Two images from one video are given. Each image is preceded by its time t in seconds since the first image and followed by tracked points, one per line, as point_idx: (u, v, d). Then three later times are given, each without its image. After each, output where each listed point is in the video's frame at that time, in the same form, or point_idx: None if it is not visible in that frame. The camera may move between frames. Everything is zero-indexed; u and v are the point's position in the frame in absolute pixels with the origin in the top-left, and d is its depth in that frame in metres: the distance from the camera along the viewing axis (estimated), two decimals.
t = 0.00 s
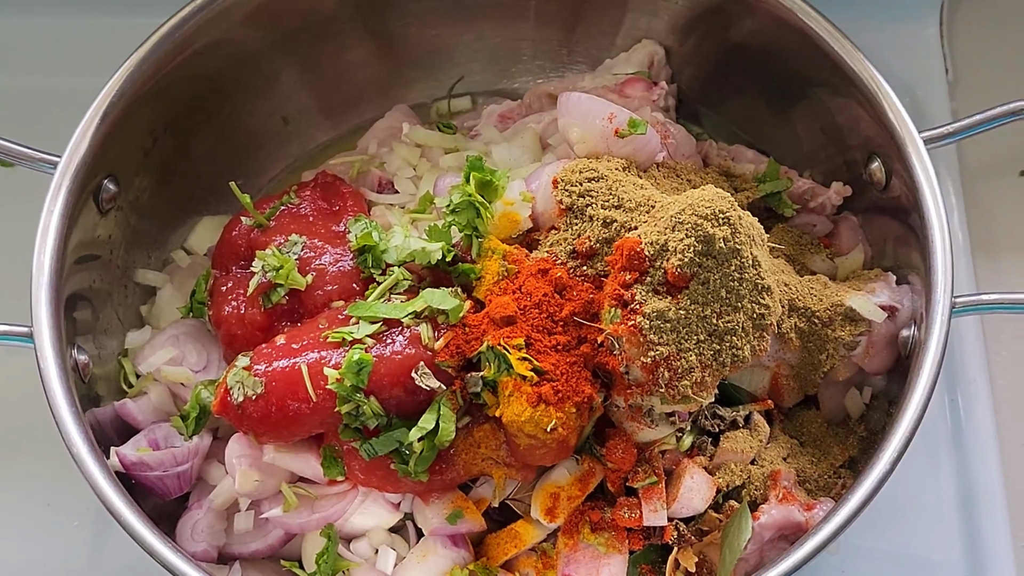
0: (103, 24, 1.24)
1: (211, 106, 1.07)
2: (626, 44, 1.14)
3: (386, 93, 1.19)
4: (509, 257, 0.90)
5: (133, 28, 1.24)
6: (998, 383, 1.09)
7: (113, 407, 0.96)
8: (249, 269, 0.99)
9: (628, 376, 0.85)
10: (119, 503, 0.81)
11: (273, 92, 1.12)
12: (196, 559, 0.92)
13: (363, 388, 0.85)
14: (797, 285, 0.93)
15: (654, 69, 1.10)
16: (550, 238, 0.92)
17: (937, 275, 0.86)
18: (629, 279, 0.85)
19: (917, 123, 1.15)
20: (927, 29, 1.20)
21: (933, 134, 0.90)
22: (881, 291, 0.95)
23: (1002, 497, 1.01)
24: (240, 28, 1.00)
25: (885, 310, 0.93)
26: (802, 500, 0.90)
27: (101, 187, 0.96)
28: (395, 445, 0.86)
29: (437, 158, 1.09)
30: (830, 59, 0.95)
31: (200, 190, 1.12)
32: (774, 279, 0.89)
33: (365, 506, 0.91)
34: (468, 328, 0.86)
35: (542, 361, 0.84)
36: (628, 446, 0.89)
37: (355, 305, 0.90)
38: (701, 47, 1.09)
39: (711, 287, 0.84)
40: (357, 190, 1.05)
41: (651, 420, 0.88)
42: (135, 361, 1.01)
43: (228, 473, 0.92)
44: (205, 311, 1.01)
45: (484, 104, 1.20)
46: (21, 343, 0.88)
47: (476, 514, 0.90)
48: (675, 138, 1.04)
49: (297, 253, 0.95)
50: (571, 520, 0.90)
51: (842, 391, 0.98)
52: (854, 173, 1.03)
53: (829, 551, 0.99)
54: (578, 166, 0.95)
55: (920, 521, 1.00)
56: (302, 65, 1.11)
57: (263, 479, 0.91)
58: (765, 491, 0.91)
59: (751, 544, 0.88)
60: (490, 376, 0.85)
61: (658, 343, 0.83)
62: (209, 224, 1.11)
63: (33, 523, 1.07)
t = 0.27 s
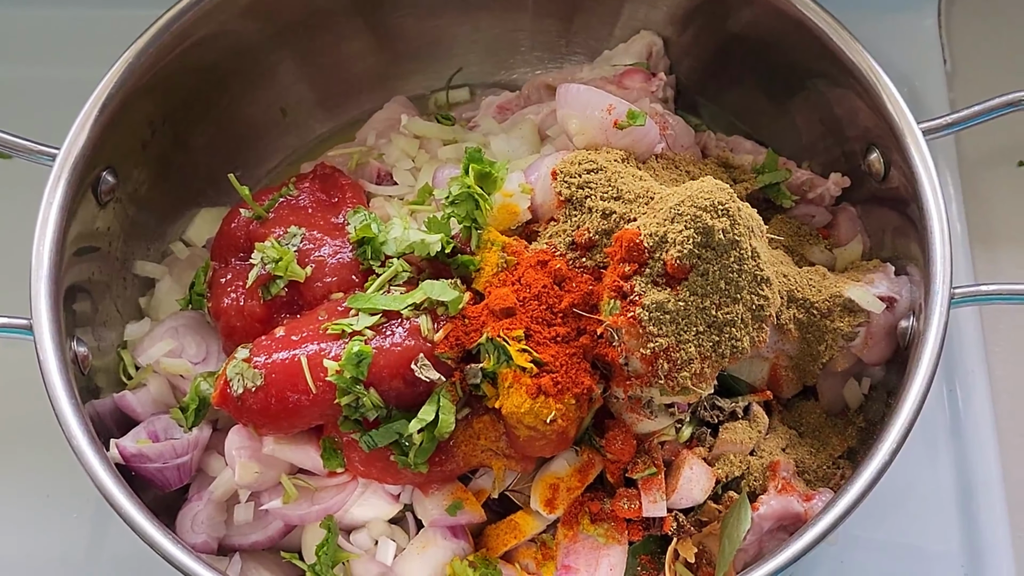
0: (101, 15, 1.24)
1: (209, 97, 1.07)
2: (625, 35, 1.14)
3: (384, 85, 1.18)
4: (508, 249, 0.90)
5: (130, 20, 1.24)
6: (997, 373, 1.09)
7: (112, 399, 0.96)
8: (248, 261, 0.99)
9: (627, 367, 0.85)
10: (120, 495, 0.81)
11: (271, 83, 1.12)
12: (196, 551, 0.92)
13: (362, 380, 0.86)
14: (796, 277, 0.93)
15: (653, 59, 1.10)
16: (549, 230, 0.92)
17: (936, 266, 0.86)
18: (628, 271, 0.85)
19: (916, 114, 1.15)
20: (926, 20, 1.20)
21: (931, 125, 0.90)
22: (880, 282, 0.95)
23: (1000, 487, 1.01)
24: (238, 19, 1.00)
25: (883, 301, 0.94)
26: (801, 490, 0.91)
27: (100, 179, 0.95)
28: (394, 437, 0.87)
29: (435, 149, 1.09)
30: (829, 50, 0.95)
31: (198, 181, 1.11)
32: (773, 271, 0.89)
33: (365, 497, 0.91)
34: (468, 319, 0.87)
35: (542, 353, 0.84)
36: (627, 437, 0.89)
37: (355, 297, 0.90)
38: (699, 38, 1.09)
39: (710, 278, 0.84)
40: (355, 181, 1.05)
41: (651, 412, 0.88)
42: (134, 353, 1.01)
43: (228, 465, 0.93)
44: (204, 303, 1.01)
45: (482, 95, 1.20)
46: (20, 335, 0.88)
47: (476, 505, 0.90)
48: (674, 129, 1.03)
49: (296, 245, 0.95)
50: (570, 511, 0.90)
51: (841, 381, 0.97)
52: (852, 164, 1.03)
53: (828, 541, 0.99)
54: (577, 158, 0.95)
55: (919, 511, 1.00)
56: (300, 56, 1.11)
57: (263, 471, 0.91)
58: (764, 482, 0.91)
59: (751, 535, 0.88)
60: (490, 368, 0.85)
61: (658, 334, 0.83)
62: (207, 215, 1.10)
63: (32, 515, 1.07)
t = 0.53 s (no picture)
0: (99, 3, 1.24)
1: (209, 85, 1.06)
2: (626, 20, 1.13)
3: (384, 72, 1.18)
4: (509, 235, 0.90)
5: (129, 8, 1.24)
6: (1000, 358, 1.09)
7: (113, 387, 0.96)
8: (248, 248, 0.98)
9: (629, 353, 0.85)
10: (120, 484, 0.81)
11: (270, 70, 1.11)
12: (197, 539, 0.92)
13: (363, 366, 0.85)
14: (799, 262, 0.92)
15: (654, 45, 1.09)
16: (550, 215, 0.91)
17: (940, 250, 0.85)
18: (629, 256, 0.85)
19: (918, 98, 1.14)
20: (928, 3, 1.19)
21: (934, 108, 0.90)
22: (883, 267, 0.95)
23: (1004, 472, 1.00)
24: (237, 6, 0.99)
25: (887, 286, 0.93)
26: (804, 476, 0.90)
27: (99, 167, 0.95)
28: (396, 424, 0.86)
29: (436, 136, 1.08)
30: (831, 34, 0.94)
31: (198, 169, 1.11)
32: (776, 256, 0.89)
33: (367, 485, 0.91)
34: (469, 306, 0.86)
35: (543, 339, 0.84)
36: (630, 423, 0.88)
37: (355, 283, 0.89)
38: (701, 22, 1.08)
39: (712, 263, 0.84)
40: (355, 167, 1.04)
41: (653, 398, 0.88)
42: (135, 341, 1.00)
43: (229, 453, 0.92)
44: (204, 290, 1.01)
45: (483, 82, 1.19)
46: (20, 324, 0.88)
47: (478, 492, 0.90)
48: (675, 114, 1.03)
49: (296, 232, 0.95)
50: (573, 497, 0.90)
51: (844, 366, 0.97)
52: (855, 148, 1.02)
53: (831, 527, 0.99)
54: (578, 143, 0.94)
55: (922, 496, 1.00)
56: (300, 43, 1.10)
57: (264, 458, 0.91)
58: (767, 468, 0.90)
59: (754, 521, 0.88)
60: (491, 354, 0.84)
61: (660, 320, 0.83)
62: (208, 203, 1.10)
63: (34, 504, 1.07)
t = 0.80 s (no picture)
0: (98, 4, 1.24)
1: (207, 86, 1.07)
2: (623, 21, 1.13)
3: (382, 73, 1.18)
4: (506, 234, 0.90)
5: (128, 9, 1.24)
6: (996, 357, 1.09)
7: (112, 387, 0.96)
8: (246, 249, 0.99)
9: (626, 352, 0.85)
10: (120, 483, 0.81)
11: (269, 72, 1.12)
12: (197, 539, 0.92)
13: (361, 366, 0.86)
14: (795, 261, 0.93)
15: (651, 46, 1.10)
16: (547, 215, 0.92)
17: (934, 250, 0.86)
18: (625, 256, 0.85)
19: (914, 98, 1.15)
20: (924, 3, 1.20)
21: (928, 108, 0.90)
22: (878, 267, 0.95)
23: (1000, 470, 1.01)
24: (235, 7, 1.00)
25: (882, 285, 0.93)
26: (800, 475, 0.90)
27: (98, 168, 0.95)
28: (393, 423, 0.87)
29: (433, 136, 1.09)
30: (826, 34, 0.95)
31: (197, 169, 1.11)
32: (771, 255, 0.89)
33: (365, 484, 0.91)
34: (466, 305, 0.86)
35: (540, 338, 0.84)
36: (626, 422, 0.89)
37: (353, 283, 0.90)
38: (697, 23, 1.09)
39: (708, 263, 0.84)
40: (353, 168, 1.05)
41: (649, 397, 0.88)
42: (134, 342, 1.01)
43: (228, 453, 0.93)
44: (202, 291, 1.02)
45: (480, 83, 1.19)
46: (19, 324, 0.88)
47: (475, 491, 0.90)
48: (671, 115, 1.03)
49: (294, 232, 0.95)
50: (570, 496, 0.90)
51: (840, 365, 0.98)
52: (850, 148, 1.03)
53: (827, 525, 0.99)
54: (575, 143, 0.95)
55: (918, 494, 1.00)
56: (298, 44, 1.10)
57: (262, 458, 0.91)
58: (763, 466, 0.91)
59: (750, 519, 0.88)
60: (488, 354, 0.85)
61: (656, 319, 0.83)
62: (207, 204, 1.11)
63: (34, 503, 1.07)
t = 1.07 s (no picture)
0: (99, 11, 1.25)
1: (208, 93, 1.07)
2: (621, 28, 1.14)
3: (382, 80, 1.19)
4: (505, 241, 0.90)
5: (128, 16, 1.25)
6: (992, 364, 1.09)
7: (112, 393, 0.96)
8: (246, 255, 0.99)
9: (624, 358, 0.86)
10: (120, 489, 0.82)
11: (269, 78, 1.12)
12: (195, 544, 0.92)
13: (360, 372, 0.86)
14: (792, 267, 0.93)
15: (649, 53, 1.10)
16: (546, 222, 0.92)
17: (931, 257, 0.86)
18: (624, 263, 0.85)
19: (911, 105, 1.15)
20: (921, 11, 1.20)
21: (926, 115, 0.91)
22: (875, 273, 0.96)
23: (997, 477, 1.01)
24: (236, 15, 1.01)
25: (879, 291, 0.94)
26: (797, 480, 0.91)
27: (99, 175, 0.96)
28: (393, 429, 0.87)
29: (433, 143, 1.09)
30: (824, 41, 0.95)
31: (196, 176, 1.12)
32: (769, 262, 0.89)
33: (364, 490, 0.91)
34: (465, 311, 0.87)
35: (538, 345, 0.84)
36: (624, 428, 0.89)
37: (353, 289, 0.90)
38: (695, 31, 1.09)
39: (706, 269, 0.85)
40: (353, 175, 1.05)
41: (648, 403, 0.89)
42: (134, 348, 1.01)
43: (227, 458, 0.93)
44: (202, 297, 1.02)
45: (479, 90, 1.20)
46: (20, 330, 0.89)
47: (474, 497, 0.90)
48: (669, 122, 1.04)
49: (294, 238, 0.96)
50: (568, 502, 0.90)
51: (838, 371, 0.98)
52: (848, 156, 1.03)
53: (824, 531, 0.99)
54: (573, 150, 0.95)
55: (915, 500, 1.01)
56: (298, 51, 1.11)
57: (262, 463, 0.92)
58: (761, 472, 0.91)
59: (748, 524, 0.89)
60: (487, 360, 0.85)
61: (654, 325, 0.84)
62: (207, 210, 1.11)
63: (33, 509, 1.08)
